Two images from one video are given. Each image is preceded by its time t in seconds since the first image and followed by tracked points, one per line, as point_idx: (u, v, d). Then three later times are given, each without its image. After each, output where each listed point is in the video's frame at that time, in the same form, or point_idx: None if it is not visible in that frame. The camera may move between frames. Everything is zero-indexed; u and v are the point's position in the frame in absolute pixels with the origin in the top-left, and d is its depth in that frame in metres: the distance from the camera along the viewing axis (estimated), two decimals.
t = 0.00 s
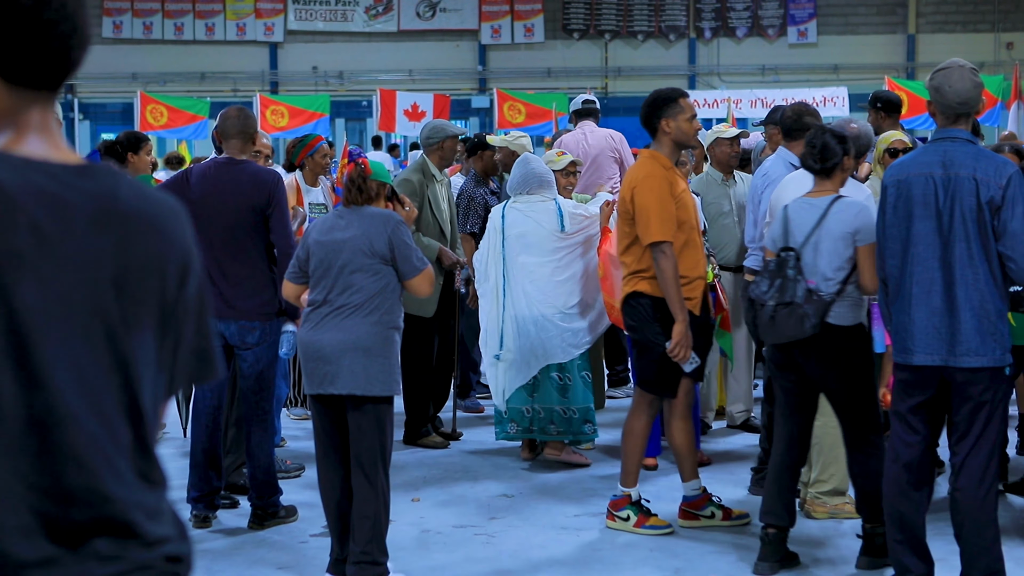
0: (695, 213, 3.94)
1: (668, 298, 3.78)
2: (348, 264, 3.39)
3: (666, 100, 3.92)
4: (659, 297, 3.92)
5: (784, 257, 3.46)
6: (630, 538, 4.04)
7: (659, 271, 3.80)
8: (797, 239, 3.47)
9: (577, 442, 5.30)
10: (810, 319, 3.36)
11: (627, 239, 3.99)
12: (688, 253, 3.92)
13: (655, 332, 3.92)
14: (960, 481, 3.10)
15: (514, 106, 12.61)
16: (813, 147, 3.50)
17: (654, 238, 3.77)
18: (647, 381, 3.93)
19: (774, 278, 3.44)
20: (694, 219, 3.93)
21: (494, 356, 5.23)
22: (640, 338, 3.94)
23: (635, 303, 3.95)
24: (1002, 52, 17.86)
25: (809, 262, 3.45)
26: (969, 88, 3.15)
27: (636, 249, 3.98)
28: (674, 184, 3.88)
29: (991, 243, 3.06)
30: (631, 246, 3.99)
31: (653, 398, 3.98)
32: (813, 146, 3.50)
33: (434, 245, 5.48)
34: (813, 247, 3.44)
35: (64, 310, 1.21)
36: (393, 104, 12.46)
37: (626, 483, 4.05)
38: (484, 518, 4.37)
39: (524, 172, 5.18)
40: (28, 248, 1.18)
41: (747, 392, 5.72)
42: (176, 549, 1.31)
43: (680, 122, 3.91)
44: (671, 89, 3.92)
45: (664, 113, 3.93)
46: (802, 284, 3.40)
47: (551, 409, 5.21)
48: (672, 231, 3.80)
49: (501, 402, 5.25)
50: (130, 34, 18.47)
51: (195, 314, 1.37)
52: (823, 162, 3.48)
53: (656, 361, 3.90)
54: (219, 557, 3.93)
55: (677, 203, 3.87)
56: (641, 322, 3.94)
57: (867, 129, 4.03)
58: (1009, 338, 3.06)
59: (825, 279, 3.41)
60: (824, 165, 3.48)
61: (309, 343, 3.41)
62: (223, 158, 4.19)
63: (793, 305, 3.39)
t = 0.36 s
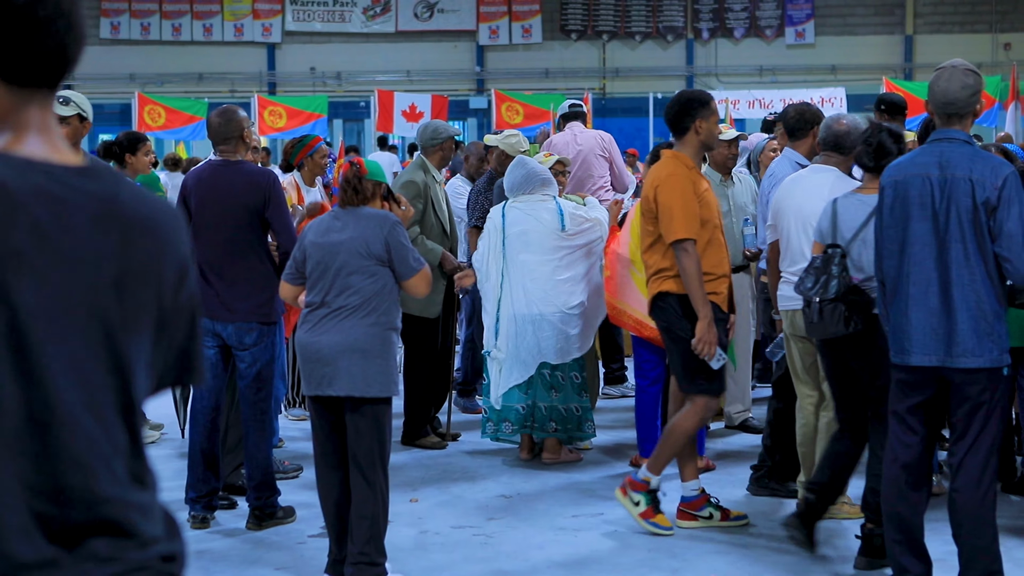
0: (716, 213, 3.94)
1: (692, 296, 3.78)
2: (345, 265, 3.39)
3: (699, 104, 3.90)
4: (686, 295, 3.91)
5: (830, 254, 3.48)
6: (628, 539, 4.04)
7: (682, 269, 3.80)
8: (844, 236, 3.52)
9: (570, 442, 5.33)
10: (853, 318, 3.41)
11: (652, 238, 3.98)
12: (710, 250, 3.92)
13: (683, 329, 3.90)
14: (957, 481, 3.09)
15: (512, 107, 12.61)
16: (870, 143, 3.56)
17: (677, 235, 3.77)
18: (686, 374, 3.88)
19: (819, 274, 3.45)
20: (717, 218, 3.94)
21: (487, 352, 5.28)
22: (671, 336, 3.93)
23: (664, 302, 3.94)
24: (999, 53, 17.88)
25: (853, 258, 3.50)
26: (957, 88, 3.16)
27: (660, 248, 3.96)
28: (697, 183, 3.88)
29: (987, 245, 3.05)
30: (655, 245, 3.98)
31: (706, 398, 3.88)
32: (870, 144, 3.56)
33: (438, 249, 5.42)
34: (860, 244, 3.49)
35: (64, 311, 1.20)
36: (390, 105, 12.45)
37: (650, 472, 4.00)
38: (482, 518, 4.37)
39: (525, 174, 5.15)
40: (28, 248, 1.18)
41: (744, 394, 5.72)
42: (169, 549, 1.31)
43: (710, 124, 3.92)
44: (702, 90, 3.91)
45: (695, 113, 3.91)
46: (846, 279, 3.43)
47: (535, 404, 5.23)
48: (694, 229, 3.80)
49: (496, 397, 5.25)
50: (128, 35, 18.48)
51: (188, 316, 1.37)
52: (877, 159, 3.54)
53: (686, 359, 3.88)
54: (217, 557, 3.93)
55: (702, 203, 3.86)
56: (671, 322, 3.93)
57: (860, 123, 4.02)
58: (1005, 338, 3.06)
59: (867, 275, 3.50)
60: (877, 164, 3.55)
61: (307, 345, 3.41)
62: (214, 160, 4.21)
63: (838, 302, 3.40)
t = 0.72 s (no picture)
0: (735, 213, 3.94)
1: (704, 292, 3.78)
2: (345, 265, 3.39)
3: (726, 104, 3.88)
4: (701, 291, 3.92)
5: (858, 252, 3.50)
6: (629, 539, 4.04)
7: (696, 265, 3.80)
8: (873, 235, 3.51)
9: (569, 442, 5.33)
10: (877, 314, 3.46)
11: (668, 232, 3.97)
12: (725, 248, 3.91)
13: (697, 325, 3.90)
14: (960, 481, 3.09)
15: (513, 106, 12.61)
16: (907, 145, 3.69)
17: (694, 230, 3.77)
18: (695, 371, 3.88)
19: (844, 272, 3.47)
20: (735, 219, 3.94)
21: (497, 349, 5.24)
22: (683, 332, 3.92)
23: (676, 296, 3.94)
24: (1000, 53, 17.86)
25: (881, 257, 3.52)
26: (953, 90, 3.16)
27: (675, 245, 3.96)
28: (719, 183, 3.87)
29: (985, 245, 3.04)
30: (671, 242, 3.97)
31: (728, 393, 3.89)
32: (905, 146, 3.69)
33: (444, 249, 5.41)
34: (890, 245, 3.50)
35: (70, 312, 1.20)
36: (391, 104, 12.45)
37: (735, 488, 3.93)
38: (482, 518, 4.37)
39: (541, 173, 5.17)
40: (36, 250, 1.18)
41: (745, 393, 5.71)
42: (170, 549, 1.32)
43: (736, 125, 3.91)
44: (729, 90, 3.89)
45: (723, 112, 3.89)
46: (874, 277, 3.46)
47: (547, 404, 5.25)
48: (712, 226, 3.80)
49: (509, 395, 5.22)
50: (129, 34, 18.49)
51: (187, 320, 1.39)
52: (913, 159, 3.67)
53: (697, 355, 3.88)
54: (218, 557, 3.93)
55: (722, 201, 3.85)
56: (684, 319, 3.92)
57: (865, 122, 4.04)
58: (1008, 338, 3.05)
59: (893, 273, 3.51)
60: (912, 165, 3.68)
61: (307, 345, 3.41)
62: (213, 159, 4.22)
63: (862, 298, 3.45)
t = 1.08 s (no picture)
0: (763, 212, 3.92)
1: (747, 296, 3.75)
2: (347, 264, 3.39)
3: (746, 100, 3.88)
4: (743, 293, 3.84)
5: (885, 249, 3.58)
6: (632, 538, 4.04)
7: (736, 269, 3.76)
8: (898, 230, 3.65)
9: (574, 441, 5.33)
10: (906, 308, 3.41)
11: (701, 236, 3.91)
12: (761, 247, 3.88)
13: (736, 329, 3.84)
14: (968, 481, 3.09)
15: (517, 104, 12.59)
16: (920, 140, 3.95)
17: (733, 237, 3.73)
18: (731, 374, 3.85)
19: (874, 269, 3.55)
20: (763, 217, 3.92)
21: (503, 348, 5.24)
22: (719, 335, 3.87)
23: (715, 299, 3.86)
24: (1005, 51, 17.83)
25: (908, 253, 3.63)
26: (968, 89, 3.16)
27: (710, 248, 3.89)
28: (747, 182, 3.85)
29: (997, 246, 3.03)
30: (705, 245, 3.91)
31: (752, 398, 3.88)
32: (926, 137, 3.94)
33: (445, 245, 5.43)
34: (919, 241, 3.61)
35: (78, 310, 1.21)
36: (394, 103, 12.44)
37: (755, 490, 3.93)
38: (486, 516, 4.37)
39: (546, 172, 5.16)
40: (44, 248, 1.19)
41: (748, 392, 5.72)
42: (175, 549, 1.32)
43: (759, 122, 3.90)
44: (749, 85, 3.89)
45: (744, 110, 3.89)
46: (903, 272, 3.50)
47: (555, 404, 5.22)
48: (749, 230, 3.77)
49: (508, 393, 5.23)
50: (133, 32, 18.51)
51: (206, 317, 1.38)
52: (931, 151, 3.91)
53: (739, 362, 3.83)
54: (224, 555, 3.94)
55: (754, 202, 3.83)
56: (721, 320, 3.86)
57: (907, 123, 3.99)
58: (1019, 339, 3.04)
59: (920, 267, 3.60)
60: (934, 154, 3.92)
61: (310, 344, 3.42)
62: (219, 158, 4.20)
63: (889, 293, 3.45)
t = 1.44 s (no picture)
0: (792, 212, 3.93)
1: (788, 297, 3.77)
2: (347, 263, 3.40)
3: (770, 97, 3.87)
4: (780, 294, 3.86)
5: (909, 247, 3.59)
6: (635, 536, 4.04)
7: (775, 271, 3.77)
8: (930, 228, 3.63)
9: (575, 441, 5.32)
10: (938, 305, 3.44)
11: (734, 238, 3.88)
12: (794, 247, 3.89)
13: (771, 330, 3.85)
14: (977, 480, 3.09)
15: (518, 103, 12.58)
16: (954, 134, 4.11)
17: (771, 239, 3.74)
18: (760, 377, 3.85)
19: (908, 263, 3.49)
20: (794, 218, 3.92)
21: (502, 348, 5.26)
22: (750, 338, 3.87)
23: (746, 301, 3.87)
24: (1006, 50, 17.81)
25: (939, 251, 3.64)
26: (984, 88, 3.17)
27: (743, 250, 3.87)
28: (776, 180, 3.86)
29: (1015, 247, 3.03)
30: (738, 246, 3.88)
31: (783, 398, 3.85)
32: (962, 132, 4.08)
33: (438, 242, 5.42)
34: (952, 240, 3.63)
35: (72, 305, 1.22)
36: (395, 101, 12.43)
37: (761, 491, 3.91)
38: (487, 514, 4.38)
39: (543, 172, 5.17)
40: (34, 245, 1.20)
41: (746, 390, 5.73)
42: (179, 544, 1.31)
43: (783, 120, 3.91)
44: (771, 81, 3.88)
45: (768, 108, 3.89)
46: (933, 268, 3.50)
47: (558, 404, 5.22)
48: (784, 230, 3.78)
49: (513, 395, 5.24)
50: (134, 31, 18.52)
51: (215, 305, 1.35)
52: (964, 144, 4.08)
53: (778, 360, 3.84)
54: (226, 553, 3.94)
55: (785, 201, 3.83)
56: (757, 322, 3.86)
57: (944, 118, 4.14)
58: None
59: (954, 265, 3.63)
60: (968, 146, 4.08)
61: (311, 343, 3.43)
62: (221, 157, 4.20)
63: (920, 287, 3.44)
